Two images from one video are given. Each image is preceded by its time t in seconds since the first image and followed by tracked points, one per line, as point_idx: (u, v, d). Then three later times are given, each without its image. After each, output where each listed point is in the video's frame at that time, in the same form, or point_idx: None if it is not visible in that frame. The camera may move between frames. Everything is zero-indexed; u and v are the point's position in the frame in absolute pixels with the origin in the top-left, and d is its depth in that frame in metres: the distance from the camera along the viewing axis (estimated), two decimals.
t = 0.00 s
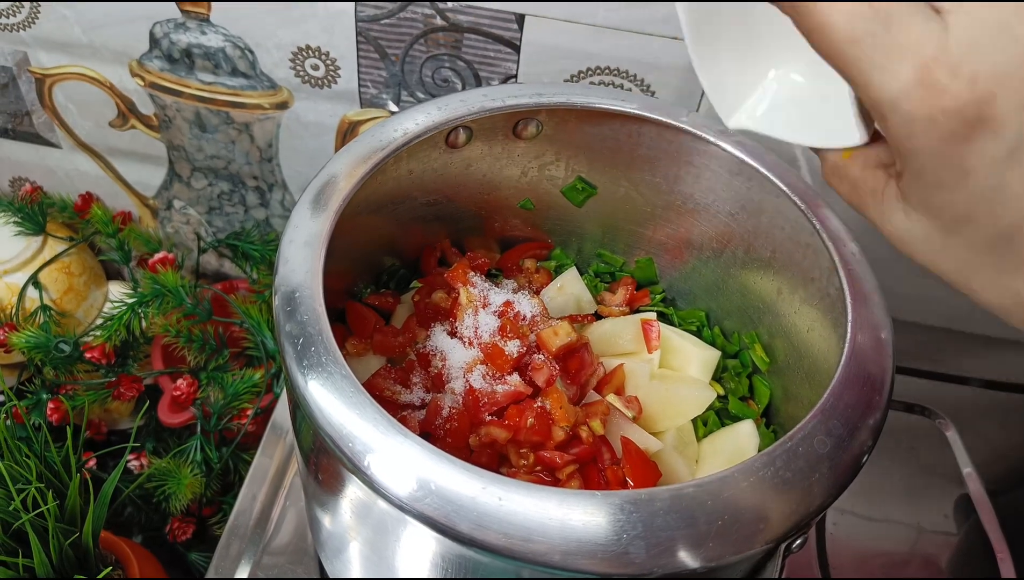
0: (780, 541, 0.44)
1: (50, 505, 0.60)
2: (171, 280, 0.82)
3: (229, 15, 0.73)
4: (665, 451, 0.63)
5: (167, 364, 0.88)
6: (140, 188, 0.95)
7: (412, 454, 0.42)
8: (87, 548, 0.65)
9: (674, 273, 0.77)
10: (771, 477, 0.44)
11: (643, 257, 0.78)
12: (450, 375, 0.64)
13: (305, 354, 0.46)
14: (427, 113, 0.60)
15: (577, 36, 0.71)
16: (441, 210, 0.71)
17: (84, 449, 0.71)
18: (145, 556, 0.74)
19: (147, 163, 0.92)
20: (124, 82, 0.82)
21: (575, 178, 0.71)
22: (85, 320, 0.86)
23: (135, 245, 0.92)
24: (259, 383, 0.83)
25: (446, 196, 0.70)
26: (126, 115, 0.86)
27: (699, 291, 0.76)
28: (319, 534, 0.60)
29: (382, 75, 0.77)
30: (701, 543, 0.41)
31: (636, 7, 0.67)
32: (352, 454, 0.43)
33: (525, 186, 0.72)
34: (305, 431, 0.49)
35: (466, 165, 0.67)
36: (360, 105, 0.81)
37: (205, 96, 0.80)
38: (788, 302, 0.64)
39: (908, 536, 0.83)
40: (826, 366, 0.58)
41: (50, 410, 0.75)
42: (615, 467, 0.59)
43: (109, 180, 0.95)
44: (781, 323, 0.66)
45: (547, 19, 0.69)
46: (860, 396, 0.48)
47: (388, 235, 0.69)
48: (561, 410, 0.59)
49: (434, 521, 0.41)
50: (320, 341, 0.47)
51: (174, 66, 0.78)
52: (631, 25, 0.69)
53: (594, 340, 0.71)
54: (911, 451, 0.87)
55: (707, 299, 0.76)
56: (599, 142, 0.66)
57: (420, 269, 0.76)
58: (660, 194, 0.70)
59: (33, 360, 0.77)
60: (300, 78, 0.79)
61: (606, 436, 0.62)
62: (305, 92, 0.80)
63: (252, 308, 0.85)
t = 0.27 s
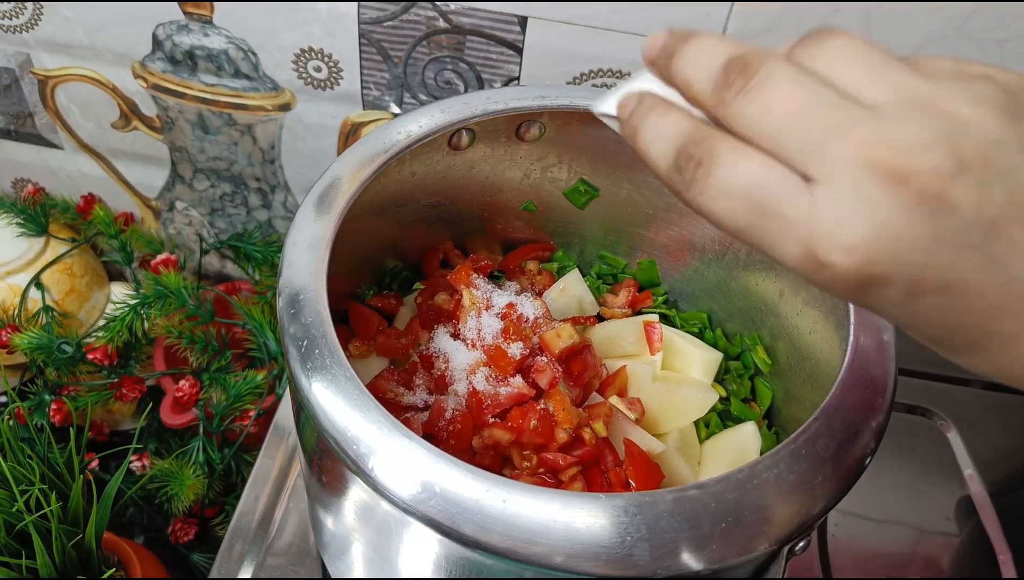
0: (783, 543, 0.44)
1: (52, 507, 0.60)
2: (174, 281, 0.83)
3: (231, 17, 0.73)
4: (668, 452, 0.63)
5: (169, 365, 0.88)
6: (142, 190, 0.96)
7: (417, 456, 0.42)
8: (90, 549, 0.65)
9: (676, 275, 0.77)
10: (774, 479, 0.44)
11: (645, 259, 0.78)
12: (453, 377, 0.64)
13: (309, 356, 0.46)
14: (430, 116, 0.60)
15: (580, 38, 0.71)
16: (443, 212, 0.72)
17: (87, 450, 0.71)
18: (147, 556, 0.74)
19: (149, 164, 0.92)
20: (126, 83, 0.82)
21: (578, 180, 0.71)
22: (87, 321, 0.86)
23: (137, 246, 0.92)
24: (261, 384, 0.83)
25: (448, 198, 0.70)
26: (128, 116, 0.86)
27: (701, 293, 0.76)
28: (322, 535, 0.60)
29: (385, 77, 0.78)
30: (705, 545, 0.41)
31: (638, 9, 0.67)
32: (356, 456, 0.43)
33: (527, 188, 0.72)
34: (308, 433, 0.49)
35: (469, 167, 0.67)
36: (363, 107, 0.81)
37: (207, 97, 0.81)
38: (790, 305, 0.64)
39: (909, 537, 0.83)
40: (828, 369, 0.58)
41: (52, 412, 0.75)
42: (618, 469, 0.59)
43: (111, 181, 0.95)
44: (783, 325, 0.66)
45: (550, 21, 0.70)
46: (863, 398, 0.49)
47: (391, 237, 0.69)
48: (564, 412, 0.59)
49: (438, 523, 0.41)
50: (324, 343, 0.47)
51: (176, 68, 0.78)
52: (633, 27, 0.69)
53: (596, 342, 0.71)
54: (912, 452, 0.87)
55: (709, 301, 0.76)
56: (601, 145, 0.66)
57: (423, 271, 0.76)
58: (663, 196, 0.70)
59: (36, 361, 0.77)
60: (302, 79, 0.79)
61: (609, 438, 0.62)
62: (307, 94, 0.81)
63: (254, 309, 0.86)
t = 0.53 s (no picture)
0: (786, 545, 0.44)
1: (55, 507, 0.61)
2: (176, 282, 0.83)
3: (233, 19, 0.73)
4: (670, 454, 0.63)
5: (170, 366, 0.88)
6: (144, 191, 0.96)
7: (420, 457, 0.42)
8: (91, 550, 0.65)
9: (678, 277, 0.77)
10: (776, 481, 0.44)
11: (647, 260, 0.78)
12: (455, 379, 0.64)
13: (312, 358, 0.46)
14: (432, 118, 0.60)
15: (582, 41, 0.71)
16: (445, 214, 0.72)
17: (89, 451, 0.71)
18: (148, 558, 0.74)
19: (151, 166, 0.92)
20: (128, 85, 0.82)
21: (579, 183, 0.71)
22: (89, 323, 0.86)
23: (139, 247, 0.92)
24: (262, 386, 0.84)
25: (450, 200, 0.70)
26: (130, 118, 0.86)
27: (703, 295, 0.76)
28: (324, 537, 0.60)
29: (387, 79, 0.78)
30: (707, 548, 0.41)
31: (639, 11, 0.67)
32: (360, 458, 0.43)
33: (529, 190, 0.72)
34: (311, 434, 0.49)
35: (471, 169, 0.67)
36: (365, 109, 0.82)
37: (210, 99, 0.81)
38: (792, 307, 0.65)
39: (911, 540, 0.84)
40: (830, 371, 0.58)
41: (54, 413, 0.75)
42: (620, 471, 0.59)
43: (113, 183, 0.96)
44: (784, 327, 0.66)
45: (552, 23, 0.70)
46: (865, 400, 0.49)
47: (393, 238, 0.69)
48: (567, 414, 0.59)
49: (441, 525, 0.41)
50: (327, 344, 0.47)
51: (179, 70, 0.78)
52: (634, 29, 0.69)
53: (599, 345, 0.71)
54: (913, 455, 0.87)
55: (711, 303, 0.76)
56: (603, 147, 0.67)
57: (424, 272, 0.76)
58: (665, 198, 0.70)
59: (38, 362, 0.77)
60: (304, 81, 0.79)
61: (611, 439, 0.62)
62: (309, 96, 0.81)
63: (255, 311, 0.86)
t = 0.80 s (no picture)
0: (786, 545, 0.44)
1: (54, 507, 0.61)
2: (175, 283, 0.83)
3: (233, 19, 0.73)
4: (669, 454, 0.63)
5: (170, 366, 0.88)
6: (143, 192, 0.96)
7: (419, 457, 0.42)
8: (90, 551, 0.65)
9: (678, 277, 0.77)
10: (776, 481, 0.44)
11: (646, 260, 0.78)
12: (454, 380, 0.64)
13: (312, 358, 0.46)
14: (432, 117, 0.60)
15: (581, 41, 0.71)
16: (445, 214, 0.72)
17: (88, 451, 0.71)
18: (148, 558, 0.74)
19: (150, 166, 0.92)
20: (127, 85, 0.82)
21: (579, 182, 0.71)
22: (88, 323, 0.86)
23: (139, 248, 0.92)
24: (261, 387, 0.83)
25: (450, 200, 0.70)
26: (129, 119, 0.86)
27: (702, 295, 0.76)
28: (324, 538, 0.60)
29: (386, 79, 0.78)
30: (707, 547, 0.41)
31: (639, 11, 0.67)
32: (359, 457, 0.43)
33: (529, 190, 0.72)
34: (311, 434, 0.49)
35: (471, 169, 0.67)
36: (364, 109, 0.81)
37: (209, 100, 0.81)
38: (792, 307, 0.65)
39: (911, 540, 0.85)
40: (830, 371, 0.58)
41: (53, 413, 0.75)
42: (620, 471, 0.59)
43: (112, 183, 0.95)
44: (784, 327, 0.66)
45: (551, 23, 0.70)
46: (865, 400, 0.49)
47: (392, 238, 0.69)
48: (567, 414, 0.59)
49: (441, 525, 0.41)
50: (327, 344, 0.47)
51: (178, 70, 0.78)
52: (634, 29, 0.69)
53: (599, 345, 0.71)
54: (913, 455, 0.87)
55: (710, 303, 0.76)
56: (603, 147, 0.67)
57: (424, 272, 0.76)
58: (664, 198, 0.70)
59: (37, 363, 0.77)
60: (303, 82, 0.79)
61: (611, 439, 0.62)
62: (309, 96, 0.81)
63: (255, 311, 0.86)
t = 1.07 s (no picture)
0: (790, 542, 0.44)
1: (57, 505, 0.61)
2: (179, 281, 0.83)
3: (238, 18, 0.73)
4: (672, 453, 0.63)
5: (173, 365, 0.87)
6: (148, 190, 0.96)
7: (425, 454, 0.43)
8: (94, 548, 0.65)
9: (681, 276, 0.77)
10: (780, 479, 0.44)
11: (650, 260, 0.78)
12: (458, 378, 0.64)
13: (317, 355, 0.47)
14: (437, 117, 0.60)
15: (585, 41, 0.71)
16: (449, 214, 0.72)
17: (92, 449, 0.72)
18: (150, 556, 0.74)
19: (155, 165, 0.92)
20: (132, 84, 0.82)
21: (583, 182, 0.72)
22: (92, 321, 0.86)
23: (142, 246, 0.94)
24: (265, 385, 0.84)
25: (454, 199, 0.70)
26: (134, 117, 0.86)
27: (705, 294, 0.76)
28: (328, 535, 0.60)
29: (391, 79, 0.78)
30: (711, 545, 0.42)
31: (643, 12, 0.67)
32: (365, 454, 0.43)
33: (533, 190, 0.72)
34: (316, 431, 0.49)
35: (475, 168, 0.67)
36: (369, 108, 0.82)
37: (214, 99, 0.81)
38: (795, 306, 0.65)
39: (913, 541, 0.84)
40: (833, 371, 0.59)
41: (57, 411, 0.76)
42: (624, 469, 0.59)
43: (117, 182, 0.96)
44: (787, 327, 0.66)
45: (555, 23, 0.70)
46: (868, 399, 0.49)
47: (397, 237, 0.69)
48: (570, 412, 0.60)
49: (446, 521, 0.42)
50: (333, 342, 0.47)
51: (183, 69, 0.79)
52: (639, 30, 0.69)
53: (602, 344, 0.71)
54: (915, 454, 0.87)
55: (713, 303, 0.76)
56: (606, 146, 0.67)
57: (428, 271, 0.76)
58: (668, 197, 0.70)
59: (41, 360, 0.78)
60: (308, 81, 0.79)
61: (615, 438, 0.62)
62: (313, 96, 0.81)
63: (259, 309, 0.86)
